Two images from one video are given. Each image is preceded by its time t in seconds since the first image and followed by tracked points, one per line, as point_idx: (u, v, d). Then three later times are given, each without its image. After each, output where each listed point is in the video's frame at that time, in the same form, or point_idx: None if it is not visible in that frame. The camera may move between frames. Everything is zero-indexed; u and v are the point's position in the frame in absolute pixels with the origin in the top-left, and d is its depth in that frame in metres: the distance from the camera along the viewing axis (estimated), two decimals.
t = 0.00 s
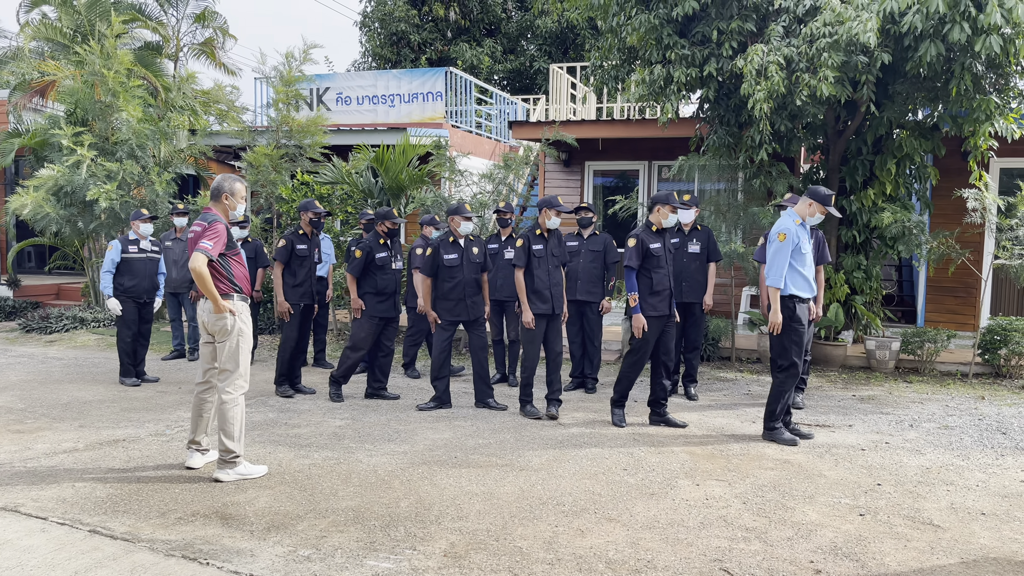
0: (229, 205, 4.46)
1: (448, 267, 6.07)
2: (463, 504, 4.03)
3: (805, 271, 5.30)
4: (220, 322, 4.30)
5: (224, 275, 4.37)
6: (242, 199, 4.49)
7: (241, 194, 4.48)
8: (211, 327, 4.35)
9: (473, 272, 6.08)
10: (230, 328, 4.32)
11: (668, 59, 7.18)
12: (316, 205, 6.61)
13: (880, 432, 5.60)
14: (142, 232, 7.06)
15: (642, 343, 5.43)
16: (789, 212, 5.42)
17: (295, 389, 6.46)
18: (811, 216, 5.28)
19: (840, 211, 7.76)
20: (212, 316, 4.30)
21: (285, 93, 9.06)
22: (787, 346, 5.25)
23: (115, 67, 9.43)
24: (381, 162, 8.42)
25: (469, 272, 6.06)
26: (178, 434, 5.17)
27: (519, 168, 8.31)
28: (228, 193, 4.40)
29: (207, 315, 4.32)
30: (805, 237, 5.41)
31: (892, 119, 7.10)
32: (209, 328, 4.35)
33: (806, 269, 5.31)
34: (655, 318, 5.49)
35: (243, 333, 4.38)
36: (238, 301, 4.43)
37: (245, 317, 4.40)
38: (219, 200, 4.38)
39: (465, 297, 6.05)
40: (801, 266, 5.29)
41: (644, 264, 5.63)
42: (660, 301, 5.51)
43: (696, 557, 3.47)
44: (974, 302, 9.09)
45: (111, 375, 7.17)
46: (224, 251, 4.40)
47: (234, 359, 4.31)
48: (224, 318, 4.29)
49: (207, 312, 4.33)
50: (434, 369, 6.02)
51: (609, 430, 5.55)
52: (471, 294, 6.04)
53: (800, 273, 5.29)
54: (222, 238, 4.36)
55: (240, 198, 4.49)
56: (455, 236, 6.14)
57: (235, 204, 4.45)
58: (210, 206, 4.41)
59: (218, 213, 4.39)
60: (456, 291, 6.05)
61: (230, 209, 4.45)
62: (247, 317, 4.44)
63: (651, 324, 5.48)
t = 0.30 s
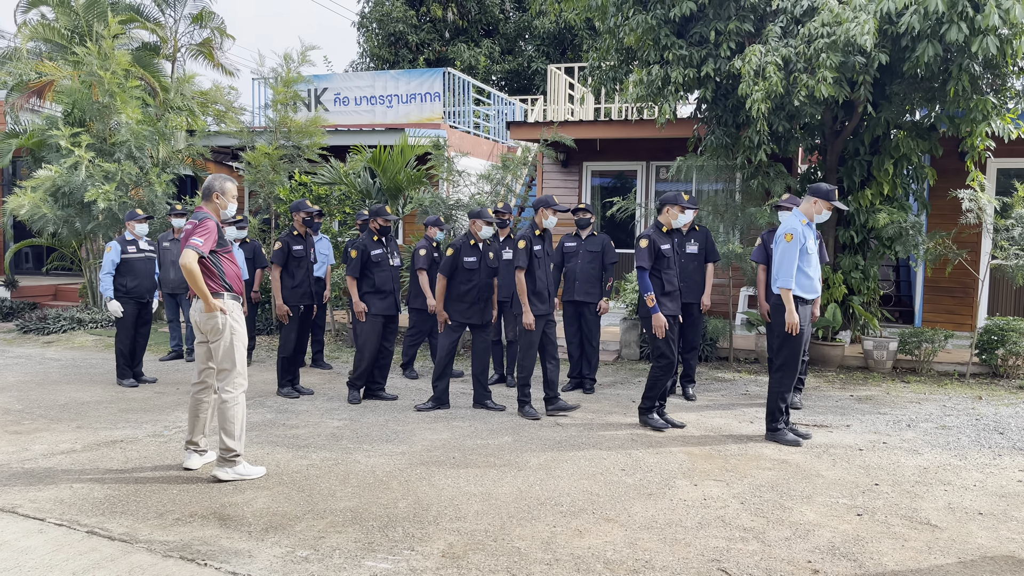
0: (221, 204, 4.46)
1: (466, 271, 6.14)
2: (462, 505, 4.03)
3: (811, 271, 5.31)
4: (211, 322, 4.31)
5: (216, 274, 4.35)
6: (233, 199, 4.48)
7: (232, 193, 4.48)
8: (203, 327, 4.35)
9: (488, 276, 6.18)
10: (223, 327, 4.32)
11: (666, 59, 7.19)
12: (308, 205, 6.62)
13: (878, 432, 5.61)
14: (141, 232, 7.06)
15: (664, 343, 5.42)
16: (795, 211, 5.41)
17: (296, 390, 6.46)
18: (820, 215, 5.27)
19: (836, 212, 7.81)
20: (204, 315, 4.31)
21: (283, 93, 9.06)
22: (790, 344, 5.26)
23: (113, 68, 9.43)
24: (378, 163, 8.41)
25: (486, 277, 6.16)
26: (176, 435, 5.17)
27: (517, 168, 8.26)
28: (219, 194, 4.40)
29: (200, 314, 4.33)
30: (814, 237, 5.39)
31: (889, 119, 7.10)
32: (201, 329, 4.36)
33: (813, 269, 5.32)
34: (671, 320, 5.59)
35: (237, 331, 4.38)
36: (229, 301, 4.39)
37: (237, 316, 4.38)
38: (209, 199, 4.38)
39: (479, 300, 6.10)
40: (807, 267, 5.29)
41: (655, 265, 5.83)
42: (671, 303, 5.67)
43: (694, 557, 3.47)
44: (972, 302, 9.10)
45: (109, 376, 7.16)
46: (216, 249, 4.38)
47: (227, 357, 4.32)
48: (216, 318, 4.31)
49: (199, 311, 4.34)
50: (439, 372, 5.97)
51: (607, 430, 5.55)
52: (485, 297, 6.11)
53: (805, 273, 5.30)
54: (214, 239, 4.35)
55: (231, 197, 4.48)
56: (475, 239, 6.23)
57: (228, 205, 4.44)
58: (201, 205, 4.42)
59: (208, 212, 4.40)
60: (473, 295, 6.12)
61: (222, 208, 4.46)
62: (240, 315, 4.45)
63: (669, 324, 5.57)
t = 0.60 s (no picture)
0: (214, 204, 4.49)
1: (482, 267, 6.09)
2: (460, 505, 4.03)
3: (811, 271, 5.30)
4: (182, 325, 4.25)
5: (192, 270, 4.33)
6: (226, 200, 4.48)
7: (225, 194, 4.49)
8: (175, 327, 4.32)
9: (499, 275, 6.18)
10: (194, 326, 4.27)
11: (664, 59, 7.18)
12: (304, 205, 6.63)
13: (877, 432, 5.61)
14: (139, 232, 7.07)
15: (665, 343, 5.45)
16: (795, 211, 5.41)
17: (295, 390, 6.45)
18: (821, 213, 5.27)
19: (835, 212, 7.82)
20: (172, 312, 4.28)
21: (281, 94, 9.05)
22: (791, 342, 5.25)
23: (111, 69, 9.42)
24: (378, 163, 8.35)
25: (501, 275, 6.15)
26: (174, 436, 5.16)
27: (516, 169, 8.34)
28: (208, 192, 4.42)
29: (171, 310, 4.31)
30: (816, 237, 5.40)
31: (888, 119, 7.11)
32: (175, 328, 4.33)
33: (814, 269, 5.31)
34: (673, 320, 5.59)
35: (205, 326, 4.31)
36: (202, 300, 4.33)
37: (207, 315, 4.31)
38: (199, 198, 4.43)
39: (493, 299, 6.12)
40: (809, 267, 5.29)
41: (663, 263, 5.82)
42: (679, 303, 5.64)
43: (692, 557, 3.47)
44: (970, 302, 9.11)
45: (108, 377, 7.16)
46: (195, 245, 4.36)
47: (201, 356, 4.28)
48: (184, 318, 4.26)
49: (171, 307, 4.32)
50: (450, 374, 5.88)
51: (606, 431, 5.55)
52: (499, 296, 6.13)
53: (806, 273, 5.30)
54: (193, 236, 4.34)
55: (224, 197, 4.49)
56: (486, 236, 6.19)
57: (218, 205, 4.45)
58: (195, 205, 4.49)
59: (198, 211, 4.44)
60: (487, 292, 6.10)
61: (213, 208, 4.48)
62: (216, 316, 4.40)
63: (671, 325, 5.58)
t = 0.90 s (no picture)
0: (197, 203, 4.48)
1: (487, 266, 6.09)
2: (461, 507, 4.02)
3: (812, 271, 5.29)
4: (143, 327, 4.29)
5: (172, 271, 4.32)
6: (208, 199, 4.47)
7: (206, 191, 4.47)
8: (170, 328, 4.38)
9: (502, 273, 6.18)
10: (171, 328, 4.27)
11: (664, 60, 7.19)
12: (303, 206, 6.70)
13: (877, 432, 5.61)
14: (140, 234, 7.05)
15: (662, 345, 5.44)
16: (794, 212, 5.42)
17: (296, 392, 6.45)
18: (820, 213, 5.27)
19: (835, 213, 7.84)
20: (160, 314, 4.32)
21: (281, 95, 9.06)
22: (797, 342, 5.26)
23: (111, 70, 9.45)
24: (379, 163, 8.40)
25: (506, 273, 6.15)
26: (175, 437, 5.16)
27: (516, 170, 8.30)
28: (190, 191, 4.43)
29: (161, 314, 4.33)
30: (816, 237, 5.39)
31: (887, 119, 7.12)
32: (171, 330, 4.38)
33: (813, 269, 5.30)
34: (672, 320, 5.59)
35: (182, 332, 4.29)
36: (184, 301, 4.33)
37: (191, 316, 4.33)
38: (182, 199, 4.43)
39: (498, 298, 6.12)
40: (810, 267, 5.28)
41: (663, 264, 5.85)
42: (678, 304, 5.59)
43: (693, 558, 3.47)
44: (970, 302, 9.11)
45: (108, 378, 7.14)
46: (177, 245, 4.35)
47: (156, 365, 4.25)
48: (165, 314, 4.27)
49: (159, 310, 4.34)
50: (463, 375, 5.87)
51: (607, 431, 5.55)
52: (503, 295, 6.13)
53: (807, 274, 5.29)
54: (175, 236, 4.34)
55: (206, 195, 4.48)
56: (489, 234, 6.20)
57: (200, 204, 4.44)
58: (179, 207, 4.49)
59: (180, 212, 4.44)
60: (492, 292, 6.09)
61: (197, 208, 4.48)
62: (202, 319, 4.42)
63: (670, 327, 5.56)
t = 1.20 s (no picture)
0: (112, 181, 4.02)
1: (439, 247, 5.99)
2: (412, 483, 3.99)
3: (768, 246, 5.24)
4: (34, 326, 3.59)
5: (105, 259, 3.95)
6: (82, 170, 3.64)
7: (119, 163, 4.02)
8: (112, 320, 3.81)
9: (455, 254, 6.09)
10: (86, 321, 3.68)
11: (613, 39, 7.21)
12: (249, 187, 6.53)
13: (821, 404, 5.75)
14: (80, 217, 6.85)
15: (614, 324, 5.49)
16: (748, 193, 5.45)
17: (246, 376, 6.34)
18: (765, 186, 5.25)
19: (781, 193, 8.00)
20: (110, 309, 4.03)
21: (225, 75, 8.84)
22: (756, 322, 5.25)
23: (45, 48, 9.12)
24: (326, 145, 8.28)
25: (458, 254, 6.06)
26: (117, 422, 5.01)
27: (467, 150, 8.23)
28: (59, 167, 3.60)
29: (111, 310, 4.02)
30: (772, 211, 5.33)
31: (832, 99, 7.25)
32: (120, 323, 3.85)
33: (770, 244, 5.25)
34: (624, 298, 5.60)
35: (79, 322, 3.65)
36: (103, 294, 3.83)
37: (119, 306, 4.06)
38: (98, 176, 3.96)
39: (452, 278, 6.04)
40: (766, 244, 5.24)
41: (614, 245, 5.69)
42: (630, 282, 5.59)
43: (642, 525, 3.51)
44: (912, 280, 9.38)
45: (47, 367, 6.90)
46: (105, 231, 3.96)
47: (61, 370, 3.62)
48: (62, 307, 3.61)
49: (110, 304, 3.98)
50: (418, 356, 5.83)
51: (559, 409, 5.58)
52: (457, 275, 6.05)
53: (764, 250, 5.25)
54: (72, 223, 3.72)
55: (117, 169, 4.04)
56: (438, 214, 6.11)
57: (75, 180, 3.64)
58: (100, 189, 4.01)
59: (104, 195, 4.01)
60: (445, 272, 6.00)
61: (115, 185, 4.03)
62: (109, 310, 3.81)
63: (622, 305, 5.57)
